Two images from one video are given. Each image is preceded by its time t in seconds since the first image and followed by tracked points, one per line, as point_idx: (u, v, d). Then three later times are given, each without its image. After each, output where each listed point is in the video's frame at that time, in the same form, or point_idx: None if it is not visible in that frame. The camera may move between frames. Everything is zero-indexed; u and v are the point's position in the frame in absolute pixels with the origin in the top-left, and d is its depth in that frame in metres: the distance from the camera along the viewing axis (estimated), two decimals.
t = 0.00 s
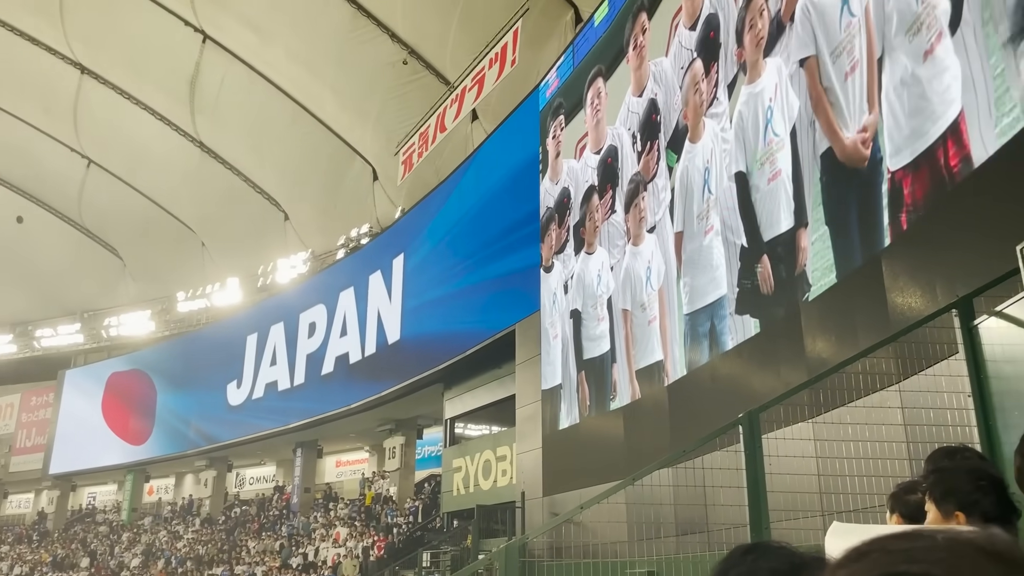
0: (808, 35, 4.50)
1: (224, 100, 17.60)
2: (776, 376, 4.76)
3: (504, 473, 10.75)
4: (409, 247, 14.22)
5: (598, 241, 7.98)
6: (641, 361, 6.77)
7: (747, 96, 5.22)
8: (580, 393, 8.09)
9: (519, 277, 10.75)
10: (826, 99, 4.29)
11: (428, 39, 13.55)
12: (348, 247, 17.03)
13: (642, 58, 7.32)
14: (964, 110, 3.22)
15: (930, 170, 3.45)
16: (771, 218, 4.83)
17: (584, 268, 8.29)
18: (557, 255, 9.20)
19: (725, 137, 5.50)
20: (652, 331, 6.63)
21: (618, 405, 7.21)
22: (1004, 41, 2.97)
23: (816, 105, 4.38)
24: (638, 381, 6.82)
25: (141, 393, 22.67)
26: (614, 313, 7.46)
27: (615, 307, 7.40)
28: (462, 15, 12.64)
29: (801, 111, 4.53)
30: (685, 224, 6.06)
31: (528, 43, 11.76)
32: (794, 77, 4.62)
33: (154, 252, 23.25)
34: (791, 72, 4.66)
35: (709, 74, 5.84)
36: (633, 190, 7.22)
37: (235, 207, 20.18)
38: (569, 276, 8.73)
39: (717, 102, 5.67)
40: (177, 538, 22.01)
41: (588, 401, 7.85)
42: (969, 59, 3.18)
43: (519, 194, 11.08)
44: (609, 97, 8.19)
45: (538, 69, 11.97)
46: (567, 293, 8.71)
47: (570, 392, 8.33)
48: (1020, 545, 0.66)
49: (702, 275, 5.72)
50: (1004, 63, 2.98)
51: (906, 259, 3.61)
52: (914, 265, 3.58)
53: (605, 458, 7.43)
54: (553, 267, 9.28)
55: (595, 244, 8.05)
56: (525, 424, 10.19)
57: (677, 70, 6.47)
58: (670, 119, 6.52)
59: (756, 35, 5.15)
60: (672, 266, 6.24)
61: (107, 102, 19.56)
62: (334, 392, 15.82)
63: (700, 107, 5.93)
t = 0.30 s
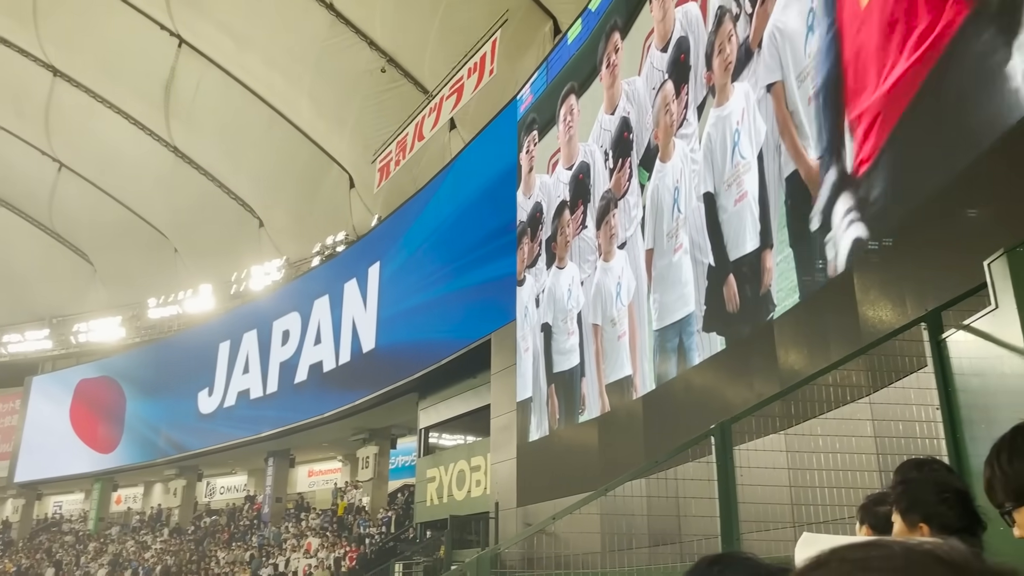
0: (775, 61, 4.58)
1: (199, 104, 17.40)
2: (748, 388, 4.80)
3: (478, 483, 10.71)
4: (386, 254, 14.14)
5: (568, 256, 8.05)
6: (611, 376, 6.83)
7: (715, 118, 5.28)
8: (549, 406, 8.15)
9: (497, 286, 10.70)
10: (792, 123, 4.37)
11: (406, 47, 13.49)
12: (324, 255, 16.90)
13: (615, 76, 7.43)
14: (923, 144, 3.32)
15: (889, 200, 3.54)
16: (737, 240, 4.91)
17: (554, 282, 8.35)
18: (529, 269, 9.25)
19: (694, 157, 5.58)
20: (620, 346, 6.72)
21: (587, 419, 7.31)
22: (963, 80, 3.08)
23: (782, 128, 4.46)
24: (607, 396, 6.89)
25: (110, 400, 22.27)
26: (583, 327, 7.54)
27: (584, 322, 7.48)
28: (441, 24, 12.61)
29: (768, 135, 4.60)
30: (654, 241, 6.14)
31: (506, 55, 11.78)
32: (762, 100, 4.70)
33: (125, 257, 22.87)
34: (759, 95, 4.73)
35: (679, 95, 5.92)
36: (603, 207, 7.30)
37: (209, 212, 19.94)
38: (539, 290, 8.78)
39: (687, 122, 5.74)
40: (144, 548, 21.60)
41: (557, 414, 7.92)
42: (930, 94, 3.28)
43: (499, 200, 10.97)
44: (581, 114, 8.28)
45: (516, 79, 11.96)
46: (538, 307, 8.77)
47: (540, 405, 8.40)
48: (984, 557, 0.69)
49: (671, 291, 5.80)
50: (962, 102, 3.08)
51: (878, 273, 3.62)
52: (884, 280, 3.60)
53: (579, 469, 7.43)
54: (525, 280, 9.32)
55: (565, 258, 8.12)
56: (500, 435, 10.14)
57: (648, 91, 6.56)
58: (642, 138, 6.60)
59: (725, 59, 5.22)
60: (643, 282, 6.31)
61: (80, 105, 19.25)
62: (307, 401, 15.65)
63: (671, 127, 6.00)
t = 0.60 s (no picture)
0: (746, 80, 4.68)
1: (176, 109, 17.22)
2: (722, 398, 4.83)
3: (453, 492, 10.67)
4: (363, 262, 14.06)
5: (541, 269, 8.11)
6: (583, 389, 6.91)
7: (687, 138, 5.41)
8: (521, 417, 8.23)
9: (472, 295, 10.69)
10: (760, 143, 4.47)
11: (386, 55, 13.47)
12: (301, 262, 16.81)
13: (589, 93, 7.52)
14: (883, 168, 3.40)
15: (851, 222, 3.62)
16: (707, 256, 5.01)
17: (527, 294, 8.40)
18: (503, 279, 9.22)
19: (666, 175, 5.68)
20: (591, 358, 6.83)
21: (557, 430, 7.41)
22: (920, 107, 3.16)
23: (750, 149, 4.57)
24: (579, 408, 6.93)
25: (80, 407, 21.90)
26: (555, 339, 7.62)
27: (558, 333, 7.57)
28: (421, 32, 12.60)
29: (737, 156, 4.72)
30: (627, 255, 6.26)
31: (485, 64, 11.81)
32: (730, 121, 4.82)
33: (97, 261, 22.54)
34: (730, 115, 4.84)
35: (652, 113, 6.05)
36: (576, 222, 7.39)
37: (183, 218, 19.71)
38: (513, 302, 8.80)
39: (659, 140, 5.87)
40: (113, 557, 21.21)
41: (529, 425, 8.00)
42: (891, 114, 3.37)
43: (475, 209, 11.05)
44: (555, 128, 8.34)
45: (495, 89, 12.00)
46: (511, 318, 8.80)
47: (512, 416, 8.47)
48: (946, 568, 0.75)
49: (644, 306, 5.91)
50: (919, 128, 3.17)
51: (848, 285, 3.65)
52: (858, 291, 3.61)
53: (555, 479, 7.41)
54: (500, 291, 9.30)
55: (538, 271, 8.18)
56: (476, 444, 10.12)
57: (622, 108, 6.68)
58: (616, 154, 6.70)
59: (697, 80, 5.36)
60: (615, 296, 6.43)
61: (53, 107, 18.96)
62: (281, 409, 15.51)
63: (644, 145, 6.13)
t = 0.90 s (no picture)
0: (719, 97, 4.80)
1: (151, 113, 17.00)
2: (698, 408, 4.84)
3: (428, 501, 10.59)
4: (338, 269, 13.98)
5: (515, 279, 8.10)
6: (555, 399, 6.98)
7: (658, 152, 5.54)
8: (493, 427, 8.29)
9: (449, 303, 10.65)
10: (736, 155, 4.57)
11: (364, 62, 13.42)
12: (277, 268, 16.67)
13: (563, 105, 7.56)
14: (848, 188, 3.54)
15: (819, 236, 3.74)
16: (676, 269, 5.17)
17: (500, 304, 8.40)
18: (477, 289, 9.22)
19: (638, 189, 5.80)
20: (563, 369, 6.91)
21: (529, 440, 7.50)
22: (883, 129, 3.27)
23: (725, 161, 4.67)
24: (552, 420, 7.02)
25: (48, 413, 21.49)
26: (527, 349, 7.67)
27: (530, 344, 7.60)
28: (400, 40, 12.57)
29: (708, 173, 4.84)
30: (600, 267, 6.33)
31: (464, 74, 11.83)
32: (702, 137, 4.96)
33: (69, 266, 22.18)
34: (705, 128, 4.94)
35: (625, 127, 6.15)
36: (549, 234, 7.43)
37: (157, 223, 19.46)
38: (486, 312, 8.79)
39: (632, 154, 5.96)
40: (80, 567, 20.81)
41: (501, 435, 8.07)
42: (854, 135, 3.51)
43: (451, 218, 11.02)
44: (530, 140, 8.36)
45: (474, 99, 12.02)
46: (484, 328, 8.79)
47: (484, 426, 8.51)
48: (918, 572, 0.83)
49: (615, 318, 6.00)
50: (881, 149, 3.29)
51: (823, 296, 3.66)
52: (832, 301, 3.61)
53: (530, 489, 7.39)
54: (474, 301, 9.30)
55: (512, 281, 8.17)
56: (451, 452, 10.06)
57: (596, 122, 6.73)
58: (589, 166, 6.77)
59: (668, 96, 5.49)
60: (587, 308, 6.51)
61: (25, 109, 18.62)
62: (254, 416, 15.32)
63: (617, 159, 6.22)
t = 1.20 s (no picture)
0: (694, 109, 4.84)
1: (127, 117, 16.79)
2: (674, 416, 4.85)
3: (404, 510, 10.52)
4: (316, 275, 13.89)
5: (491, 288, 8.10)
6: (530, 407, 6.99)
7: (633, 165, 5.58)
8: (468, 435, 8.28)
9: (426, 312, 10.61)
10: (711, 165, 4.61)
11: (344, 68, 13.37)
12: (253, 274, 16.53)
13: (540, 117, 7.60)
14: (818, 202, 3.59)
15: (790, 249, 3.80)
16: (650, 278, 5.20)
17: (475, 313, 8.41)
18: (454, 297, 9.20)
19: (613, 200, 5.83)
20: (538, 378, 6.93)
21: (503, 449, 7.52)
22: (852, 145, 3.32)
23: (700, 171, 4.71)
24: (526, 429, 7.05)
25: (18, 420, 21.06)
26: (502, 358, 7.68)
27: (505, 352, 7.62)
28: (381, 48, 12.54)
29: (683, 185, 4.88)
30: (575, 277, 6.35)
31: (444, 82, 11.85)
32: (676, 150, 5.01)
33: (41, 271, 21.80)
34: (681, 139, 4.97)
35: (602, 139, 6.18)
36: (525, 244, 7.45)
37: (132, 227, 19.21)
38: (462, 320, 8.79)
39: (608, 166, 5.99)
40: None
41: (476, 444, 8.07)
42: (825, 149, 3.54)
43: (429, 225, 11.01)
44: (507, 150, 8.38)
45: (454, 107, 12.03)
46: (460, 337, 8.80)
47: (459, 435, 8.50)
48: None
49: (589, 328, 6.05)
50: (850, 165, 3.34)
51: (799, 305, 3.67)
52: (808, 310, 3.62)
53: (507, 497, 7.37)
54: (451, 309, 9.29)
55: (488, 290, 8.17)
56: (428, 461, 10.01)
57: (573, 133, 6.76)
58: (565, 178, 6.80)
59: (643, 108, 5.53)
60: (562, 318, 6.53)
61: None
62: (229, 424, 15.14)
63: (592, 170, 6.25)
